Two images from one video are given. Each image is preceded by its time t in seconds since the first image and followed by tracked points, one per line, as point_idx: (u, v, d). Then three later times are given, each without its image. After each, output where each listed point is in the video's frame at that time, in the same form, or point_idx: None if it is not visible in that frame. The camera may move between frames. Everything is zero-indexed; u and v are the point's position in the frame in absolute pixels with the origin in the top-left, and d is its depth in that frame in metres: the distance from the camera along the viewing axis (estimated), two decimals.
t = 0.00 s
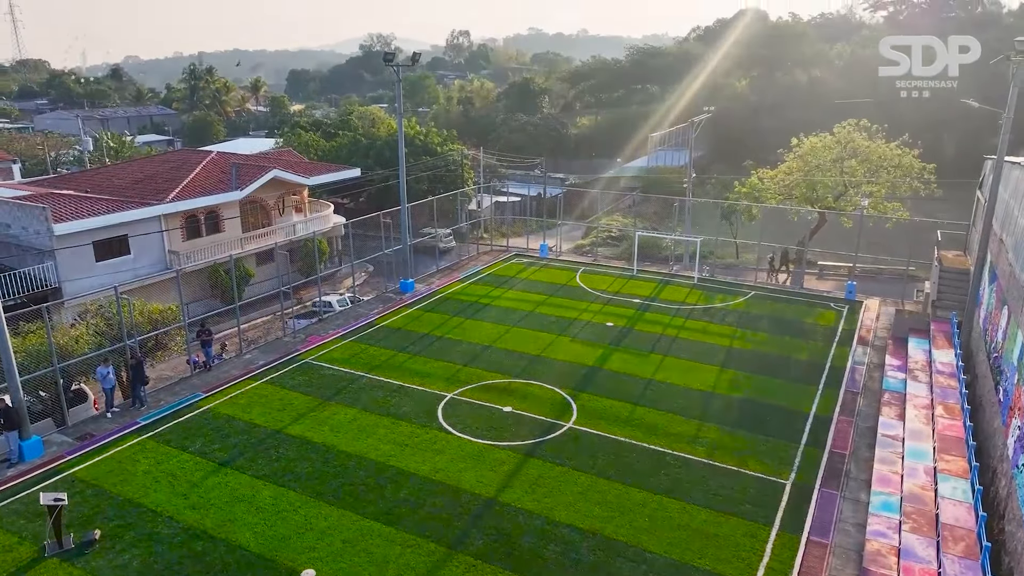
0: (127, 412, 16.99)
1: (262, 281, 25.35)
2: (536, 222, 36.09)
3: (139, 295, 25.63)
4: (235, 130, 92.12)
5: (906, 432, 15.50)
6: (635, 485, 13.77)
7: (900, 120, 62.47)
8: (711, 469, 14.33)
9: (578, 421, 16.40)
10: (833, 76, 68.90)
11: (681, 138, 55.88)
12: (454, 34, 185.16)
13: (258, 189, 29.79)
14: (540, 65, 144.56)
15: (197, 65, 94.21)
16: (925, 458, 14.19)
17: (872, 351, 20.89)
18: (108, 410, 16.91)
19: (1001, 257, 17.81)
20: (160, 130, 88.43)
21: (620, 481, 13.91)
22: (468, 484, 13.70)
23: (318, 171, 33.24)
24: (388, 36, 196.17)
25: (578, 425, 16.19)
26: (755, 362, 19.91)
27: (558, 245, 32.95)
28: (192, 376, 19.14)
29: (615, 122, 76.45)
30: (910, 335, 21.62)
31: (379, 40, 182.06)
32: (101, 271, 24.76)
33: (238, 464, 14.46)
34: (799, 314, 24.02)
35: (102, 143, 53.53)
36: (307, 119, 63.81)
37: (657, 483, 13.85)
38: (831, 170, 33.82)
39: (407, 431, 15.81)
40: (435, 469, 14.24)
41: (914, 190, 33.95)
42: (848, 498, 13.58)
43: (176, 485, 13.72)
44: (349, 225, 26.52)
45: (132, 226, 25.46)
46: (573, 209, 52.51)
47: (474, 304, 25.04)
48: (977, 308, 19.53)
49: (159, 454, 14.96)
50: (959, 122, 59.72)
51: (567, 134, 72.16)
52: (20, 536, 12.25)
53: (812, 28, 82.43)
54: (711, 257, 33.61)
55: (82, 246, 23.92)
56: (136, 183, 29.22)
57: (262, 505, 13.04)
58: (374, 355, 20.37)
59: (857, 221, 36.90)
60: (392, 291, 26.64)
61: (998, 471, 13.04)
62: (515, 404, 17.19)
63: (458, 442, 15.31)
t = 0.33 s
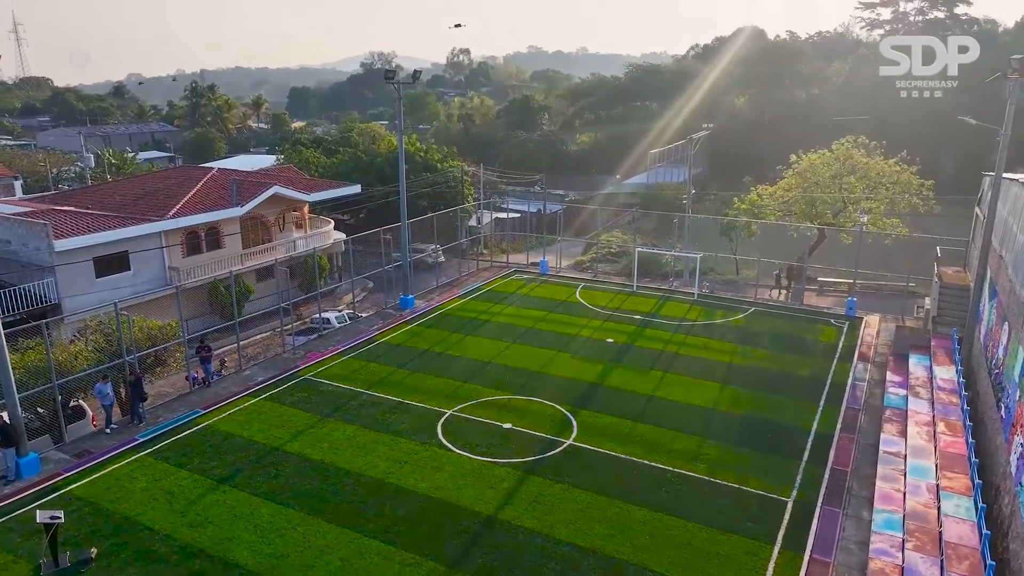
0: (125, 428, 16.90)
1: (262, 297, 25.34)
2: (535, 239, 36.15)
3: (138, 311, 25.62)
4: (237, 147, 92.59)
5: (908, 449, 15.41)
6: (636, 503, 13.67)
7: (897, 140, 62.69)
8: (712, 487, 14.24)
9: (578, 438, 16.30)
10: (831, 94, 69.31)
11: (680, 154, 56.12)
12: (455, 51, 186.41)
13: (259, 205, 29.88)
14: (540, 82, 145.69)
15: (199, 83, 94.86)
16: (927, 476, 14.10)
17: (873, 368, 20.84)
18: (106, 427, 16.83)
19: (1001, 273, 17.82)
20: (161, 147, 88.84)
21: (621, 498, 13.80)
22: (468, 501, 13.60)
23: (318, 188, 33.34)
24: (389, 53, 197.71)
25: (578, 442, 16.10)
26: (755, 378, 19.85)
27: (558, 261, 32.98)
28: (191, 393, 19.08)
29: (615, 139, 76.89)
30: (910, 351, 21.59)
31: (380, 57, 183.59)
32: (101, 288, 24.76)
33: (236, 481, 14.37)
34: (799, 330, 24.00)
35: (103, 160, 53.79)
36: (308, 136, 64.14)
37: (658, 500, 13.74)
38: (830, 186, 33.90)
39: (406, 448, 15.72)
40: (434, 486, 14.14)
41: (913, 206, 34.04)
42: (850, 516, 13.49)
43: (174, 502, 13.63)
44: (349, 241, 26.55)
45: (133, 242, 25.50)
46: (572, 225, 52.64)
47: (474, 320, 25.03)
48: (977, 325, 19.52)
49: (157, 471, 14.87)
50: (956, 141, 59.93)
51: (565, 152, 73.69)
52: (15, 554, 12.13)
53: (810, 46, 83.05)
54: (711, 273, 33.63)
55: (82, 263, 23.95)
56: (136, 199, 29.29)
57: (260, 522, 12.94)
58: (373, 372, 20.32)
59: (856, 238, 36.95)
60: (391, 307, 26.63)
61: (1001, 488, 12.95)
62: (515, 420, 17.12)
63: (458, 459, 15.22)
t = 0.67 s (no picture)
0: (123, 446, 16.82)
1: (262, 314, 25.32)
2: (535, 256, 36.19)
3: (137, 328, 25.60)
4: (238, 164, 93.09)
5: (910, 467, 15.30)
6: (638, 521, 13.57)
7: (895, 157, 62.96)
8: (713, 504, 14.13)
9: (578, 456, 16.20)
10: (829, 112, 69.73)
11: (679, 172, 56.35)
12: (455, 69, 187.43)
13: (259, 222, 29.95)
14: (540, 100, 146.81)
15: (201, 101, 95.43)
16: (930, 493, 13.99)
17: (874, 384, 20.76)
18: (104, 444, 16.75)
19: (1001, 289, 17.82)
20: (163, 164, 89.31)
21: (623, 517, 13.69)
22: (468, 519, 13.50)
23: (319, 205, 33.42)
24: (390, 71, 198.76)
25: (579, 459, 16.01)
26: (756, 395, 19.77)
27: (558, 278, 32.97)
28: (189, 410, 19.01)
29: (614, 155, 77.26)
30: (911, 369, 21.51)
31: (381, 75, 185.15)
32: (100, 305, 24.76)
33: (234, 499, 14.28)
34: (800, 347, 23.95)
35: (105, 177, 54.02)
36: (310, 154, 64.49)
37: (659, 518, 13.64)
38: (829, 204, 33.95)
39: (406, 466, 15.63)
40: (434, 504, 14.04)
41: (912, 224, 34.09)
42: (853, 535, 13.38)
43: (172, 520, 13.53)
44: (349, 258, 26.55)
45: (133, 259, 25.53)
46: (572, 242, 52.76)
47: (474, 336, 25.00)
48: (978, 342, 19.50)
49: (155, 489, 14.77)
50: (954, 159, 60.13)
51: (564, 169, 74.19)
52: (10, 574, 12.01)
53: (807, 64, 83.63)
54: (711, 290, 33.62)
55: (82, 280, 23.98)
56: (137, 216, 29.36)
57: (259, 541, 12.83)
58: (373, 389, 20.24)
59: (856, 255, 36.95)
60: (391, 324, 26.59)
61: (1005, 506, 12.83)
62: (515, 438, 17.04)
63: (458, 477, 15.12)
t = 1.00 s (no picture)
0: (120, 464, 16.74)
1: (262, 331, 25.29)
2: (535, 273, 36.25)
3: (136, 346, 25.58)
4: (239, 181, 93.50)
5: (913, 485, 15.18)
6: (638, 540, 13.45)
7: (893, 174, 63.21)
8: (715, 523, 14.02)
9: (578, 473, 16.12)
10: (827, 130, 70.19)
11: (678, 189, 56.61)
12: (456, 88, 188.51)
13: (259, 239, 30.02)
14: (540, 117, 147.87)
15: (203, 119, 95.92)
16: (933, 512, 13.88)
17: (876, 402, 20.69)
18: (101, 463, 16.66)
19: (1001, 306, 17.81)
20: (164, 182, 89.76)
21: (624, 536, 13.56)
22: (467, 538, 13.39)
23: (319, 222, 33.52)
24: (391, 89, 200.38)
25: (579, 477, 15.91)
26: (757, 413, 19.68)
27: (558, 294, 32.99)
28: (187, 428, 18.93)
29: (614, 172, 77.60)
30: (912, 386, 21.46)
31: (382, 93, 186.61)
32: (99, 321, 24.76)
33: (232, 517, 14.18)
34: (801, 364, 23.88)
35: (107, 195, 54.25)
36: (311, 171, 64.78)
37: (660, 537, 13.52)
38: (827, 221, 34.06)
39: (405, 484, 15.55)
40: (433, 523, 13.93)
41: (911, 241, 34.16)
42: (856, 554, 13.26)
43: (168, 539, 13.41)
44: (349, 275, 26.57)
45: (133, 276, 25.56)
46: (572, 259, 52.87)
47: (474, 353, 24.97)
48: (979, 359, 19.45)
49: (152, 507, 14.66)
50: (953, 177, 60.35)
51: (566, 186, 76.37)
52: None
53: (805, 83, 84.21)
54: (711, 307, 33.63)
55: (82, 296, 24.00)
56: (138, 233, 29.42)
57: (256, 560, 12.71)
58: (373, 406, 20.17)
59: (856, 272, 37.00)
60: (391, 341, 26.56)
61: (1009, 525, 12.72)
62: (515, 455, 16.95)
63: (458, 496, 15.01)
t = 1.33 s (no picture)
0: (118, 482, 16.62)
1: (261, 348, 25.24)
2: (535, 290, 36.25)
3: (136, 363, 25.52)
4: (239, 199, 93.76)
5: (916, 504, 15.07)
6: (639, 559, 13.31)
7: (892, 191, 63.38)
8: (716, 543, 13.89)
9: (578, 492, 15.99)
10: (826, 148, 70.55)
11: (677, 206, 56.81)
12: (456, 107, 189.54)
13: (260, 256, 30.07)
14: (540, 136, 148.66)
15: (204, 137, 96.38)
16: (936, 531, 13.77)
17: (877, 420, 20.60)
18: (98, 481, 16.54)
19: (1002, 324, 17.79)
20: (165, 199, 90.06)
21: (624, 556, 13.42)
22: (466, 558, 13.27)
23: (319, 240, 33.59)
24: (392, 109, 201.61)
25: (580, 496, 15.79)
26: (759, 431, 19.58)
27: (558, 311, 32.96)
28: (186, 446, 18.82)
29: (614, 190, 77.90)
30: (914, 404, 21.39)
31: (383, 111, 187.87)
32: (99, 339, 24.72)
33: (229, 537, 14.05)
34: (803, 382, 23.80)
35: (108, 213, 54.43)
36: (311, 189, 65.00)
37: (661, 557, 13.39)
38: (827, 238, 34.13)
39: (403, 502, 15.43)
40: (432, 542, 13.80)
41: (911, 258, 34.20)
42: (859, 574, 13.13)
43: (164, 559, 13.28)
44: (349, 293, 26.60)
45: (133, 293, 25.58)
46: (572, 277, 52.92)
47: (474, 371, 24.90)
48: (980, 377, 19.39)
49: (149, 527, 14.53)
50: (952, 193, 60.51)
51: (564, 205, 76.54)
52: None
53: (803, 101, 84.83)
54: (711, 325, 33.60)
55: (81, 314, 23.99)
56: (138, 251, 29.49)
57: None
58: (372, 424, 20.08)
59: (856, 289, 36.99)
60: (391, 358, 26.50)
61: (1013, 544, 12.60)
62: (515, 474, 16.83)
63: (457, 515, 14.88)
